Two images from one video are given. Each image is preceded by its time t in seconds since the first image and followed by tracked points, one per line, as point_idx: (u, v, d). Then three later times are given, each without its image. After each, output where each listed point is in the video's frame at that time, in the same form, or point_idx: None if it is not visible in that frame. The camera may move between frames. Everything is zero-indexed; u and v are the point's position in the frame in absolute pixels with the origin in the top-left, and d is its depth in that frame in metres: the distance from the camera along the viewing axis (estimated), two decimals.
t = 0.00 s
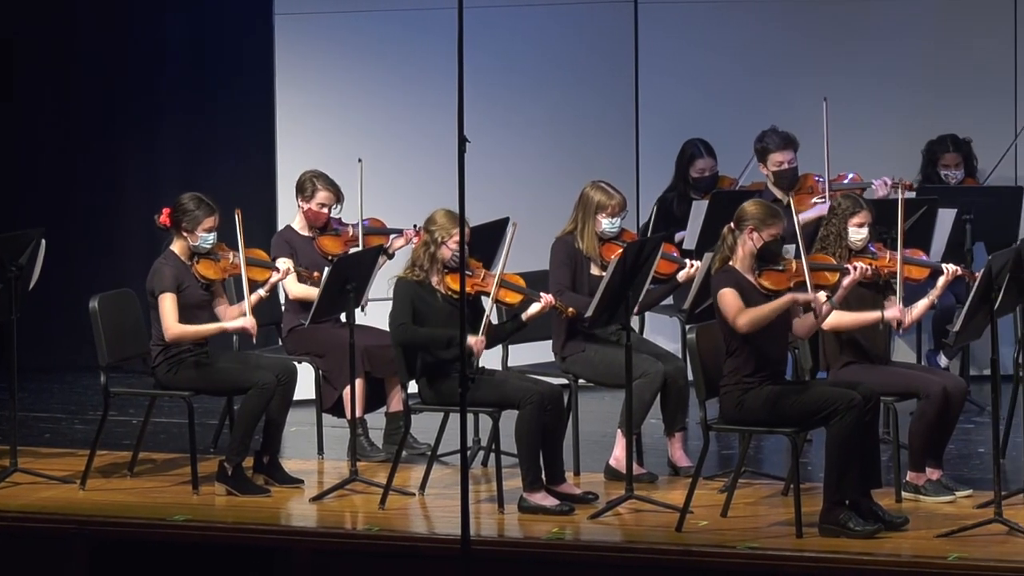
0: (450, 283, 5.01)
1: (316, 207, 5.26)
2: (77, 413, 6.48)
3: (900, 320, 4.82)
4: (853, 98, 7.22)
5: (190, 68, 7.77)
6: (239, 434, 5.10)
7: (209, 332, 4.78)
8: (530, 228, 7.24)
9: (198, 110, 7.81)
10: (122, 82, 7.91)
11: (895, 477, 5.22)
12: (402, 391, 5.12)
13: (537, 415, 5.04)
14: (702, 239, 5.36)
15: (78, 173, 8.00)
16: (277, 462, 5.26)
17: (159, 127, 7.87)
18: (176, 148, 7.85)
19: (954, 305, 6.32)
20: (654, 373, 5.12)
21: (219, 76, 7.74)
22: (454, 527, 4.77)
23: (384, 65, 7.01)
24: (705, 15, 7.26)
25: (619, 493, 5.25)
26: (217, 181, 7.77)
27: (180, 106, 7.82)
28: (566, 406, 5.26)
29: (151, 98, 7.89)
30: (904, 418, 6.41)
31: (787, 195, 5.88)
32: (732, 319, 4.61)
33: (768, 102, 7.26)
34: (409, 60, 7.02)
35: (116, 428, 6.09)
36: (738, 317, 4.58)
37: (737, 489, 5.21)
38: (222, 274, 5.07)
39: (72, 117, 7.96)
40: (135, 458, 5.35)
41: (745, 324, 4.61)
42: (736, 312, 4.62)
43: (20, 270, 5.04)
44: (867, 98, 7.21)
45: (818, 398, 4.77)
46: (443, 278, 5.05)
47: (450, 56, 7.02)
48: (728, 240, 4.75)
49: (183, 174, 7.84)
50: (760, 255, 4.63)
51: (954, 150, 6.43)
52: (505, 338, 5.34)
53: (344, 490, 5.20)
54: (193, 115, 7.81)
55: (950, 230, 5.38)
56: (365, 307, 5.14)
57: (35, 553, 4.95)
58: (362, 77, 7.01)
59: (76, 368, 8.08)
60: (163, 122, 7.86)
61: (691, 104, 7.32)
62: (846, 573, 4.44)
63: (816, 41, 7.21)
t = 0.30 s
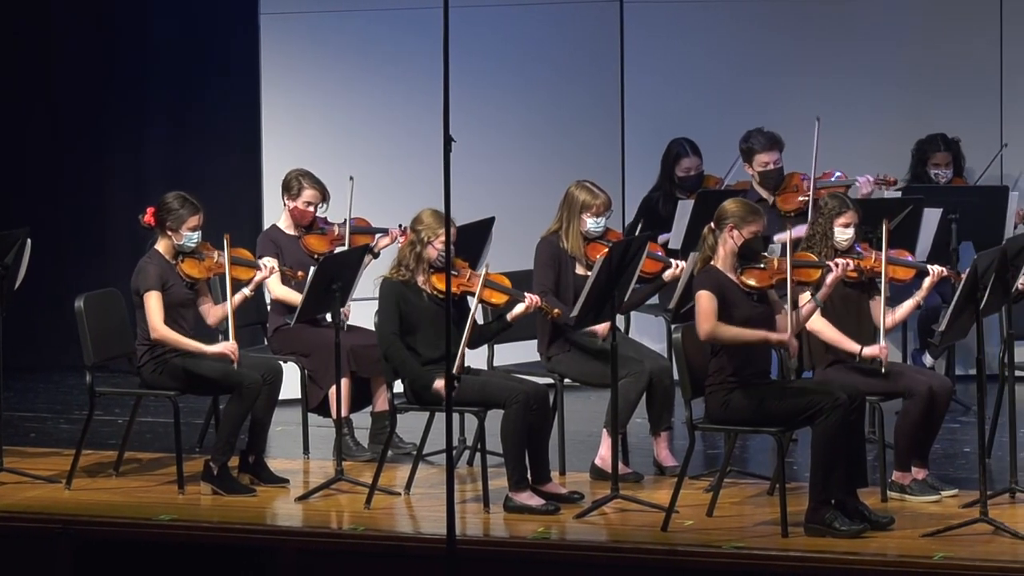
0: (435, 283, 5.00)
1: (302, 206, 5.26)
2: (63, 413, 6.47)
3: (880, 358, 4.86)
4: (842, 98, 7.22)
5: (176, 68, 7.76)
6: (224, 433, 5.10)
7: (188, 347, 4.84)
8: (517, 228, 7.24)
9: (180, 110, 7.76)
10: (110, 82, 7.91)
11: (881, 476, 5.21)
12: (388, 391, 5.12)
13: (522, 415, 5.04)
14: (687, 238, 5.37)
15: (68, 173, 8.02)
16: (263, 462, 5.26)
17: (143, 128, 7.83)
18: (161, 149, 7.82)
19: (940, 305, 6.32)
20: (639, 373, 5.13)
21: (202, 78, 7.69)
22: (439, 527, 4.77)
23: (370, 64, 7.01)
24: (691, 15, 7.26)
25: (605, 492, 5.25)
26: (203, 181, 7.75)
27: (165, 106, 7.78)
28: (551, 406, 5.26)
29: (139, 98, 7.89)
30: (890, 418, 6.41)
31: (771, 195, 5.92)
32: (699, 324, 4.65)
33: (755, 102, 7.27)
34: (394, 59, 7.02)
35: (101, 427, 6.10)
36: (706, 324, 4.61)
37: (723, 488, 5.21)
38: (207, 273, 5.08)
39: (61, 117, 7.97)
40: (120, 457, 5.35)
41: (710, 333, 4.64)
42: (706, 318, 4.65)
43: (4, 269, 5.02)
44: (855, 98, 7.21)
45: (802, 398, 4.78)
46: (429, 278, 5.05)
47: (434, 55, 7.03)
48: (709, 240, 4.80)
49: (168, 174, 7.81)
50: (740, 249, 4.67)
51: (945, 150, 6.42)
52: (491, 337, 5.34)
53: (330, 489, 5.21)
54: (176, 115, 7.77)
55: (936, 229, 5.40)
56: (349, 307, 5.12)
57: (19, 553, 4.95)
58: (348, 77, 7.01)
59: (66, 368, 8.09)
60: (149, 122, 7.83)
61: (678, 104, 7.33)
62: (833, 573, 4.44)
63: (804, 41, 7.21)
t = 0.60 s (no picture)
0: (421, 283, 5.02)
1: (288, 205, 5.27)
2: (49, 413, 6.47)
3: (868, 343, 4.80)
4: (830, 98, 7.23)
5: (161, 68, 7.78)
6: (210, 432, 5.10)
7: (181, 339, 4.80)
8: (503, 228, 7.22)
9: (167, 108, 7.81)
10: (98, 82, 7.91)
11: (867, 476, 5.21)
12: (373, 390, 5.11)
13: (508, 414, 5.04)
14: (672, 238, 5.39)
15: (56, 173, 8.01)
16: (248, 461, 5.26)
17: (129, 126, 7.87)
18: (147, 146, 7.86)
19: (926, 304, 6.32)
20: (625, 372, 5.13)
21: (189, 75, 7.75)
22: (425, 526, 4.77)
23: (357, 64, 7.01)
24: (676, 15, 7.28)
25: (591, 492, 5.25)
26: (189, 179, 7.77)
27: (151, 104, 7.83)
28: (537, 406, 5.25)
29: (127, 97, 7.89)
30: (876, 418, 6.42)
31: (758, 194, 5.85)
32: (690, 330, 4.65)
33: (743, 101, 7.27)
34: (380, 59, 7.03)
35: (86, 426, 6.10)
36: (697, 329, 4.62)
37: (709, 487, 5.21)
38: (194, 271, 5.07)
39: (49, 117, 7.97)
40: (106, 457, 5.35)
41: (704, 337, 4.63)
42: (696, 322, 4.66)
43: None
44: (843, 98, 7.23)
45: (789, 396, 4.78)
46: (414, 278, 5.05)
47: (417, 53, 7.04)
48: (693, 240, 4.80)
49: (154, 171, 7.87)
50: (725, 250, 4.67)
51: (933, 149, 6.45)
52: (477, 337, 5.34)
53: (315, 489, 5.21)
54: (164, 114, 7.82)
55: (921, 228, 5.37)
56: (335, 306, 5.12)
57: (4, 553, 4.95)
58: (334, 77, 7.01)
59: (55, 368, 8.09)
60: (136, 121, 7.86)
61: (661, 104, 7.34)
62: (819, 573, 4.44)
63: (791, 41, 7.22)
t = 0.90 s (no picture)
0: (405, 284, 5.00)
1: (273, 205, 5.27)
2: (34, 413, 6.46)
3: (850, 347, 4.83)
4: (817, 97, 7.23)
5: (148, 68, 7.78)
6: (195, 432, 5.10)
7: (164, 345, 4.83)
8: (490, 227, 7.28)
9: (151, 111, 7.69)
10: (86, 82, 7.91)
11: (852, 475, 5.21)
12: (359, 390, 5.11)
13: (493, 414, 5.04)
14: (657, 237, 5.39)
15: (44, 173, 8.02)
16: (234, 461, 5.26)
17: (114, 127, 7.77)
18: (131, 151, 7.75)
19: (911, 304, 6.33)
20: (610, 371, 5.12)
21: (174, 77, 7.61)
22: (411, 525, 4.77)
23: (342, 63, 7.02)
24: (663, 15, 7.28)
25: (576, 491, 5.25)
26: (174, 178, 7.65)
27: (135, 106, 7.73)
28: (523, 405, 5.25)
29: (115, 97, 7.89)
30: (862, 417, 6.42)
31: (743, 194, 5.87)
32: (674, 328, 4.67)
33: (730, 101, 7.28)
34: (367, 58, 7.03)
35: (72, 426, 6.10)
36: (680, 328, 4.65)
37: (694, 487, 5.21)
38: (178, 272, 5.07)
39: (36, 116, 7.97)
40: (91, 456, 5.35)
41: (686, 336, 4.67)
42: (680, 321, 4.68)
43: None
44: (831, 98, 7.23)
45: (773, 396, 4.78)
46: (398, 279, 5.03)
47: (403, 54, 7.06)
48: (679, 240, 4.81)
49: (138, 175, 7.75)
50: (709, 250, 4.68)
51: (917, 148, 6.47)
52: (462, 337, 5.34)
53: (300, 488, 5.20)
54: (146, 116, 7.71)
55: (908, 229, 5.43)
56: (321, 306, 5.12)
57: None
58: (320, 77, 7.02)
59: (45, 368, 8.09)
60: (120, 122, 7.78)
61: (648, 104, 7.34)
62: (805, 571, 4.44)
63: (778, 41, 7.22)
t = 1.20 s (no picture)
0: (391, 284, 5.00)
1: (258, 203, 5.30)
2: (21, 414, 6.45)
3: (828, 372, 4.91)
4: (804, 97, 7.24)
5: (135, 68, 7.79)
6: (180, 431, 5.10)
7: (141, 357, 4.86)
8: (477, 226, 7.29)
9: (136, 110, 7.67)
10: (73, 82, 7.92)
11: (838, 475, 5.21)
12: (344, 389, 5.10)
13: (478, 414, 5.03)
14: (643, 236, 5.36)
15: (32, 173, 8.02)
16: (219, 460, 5.26)
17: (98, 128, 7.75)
18: (116, 151, 7.73)
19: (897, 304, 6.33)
20: (596, 370, 5.13)
21: (159, 78, 7.58)
22: (396, 525, 4.76)
23: (328, 63, 7.03)
24: (648, 14, 7.28)
25: (561, 491, 5.24)
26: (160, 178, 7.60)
27: (119, 106, 7.70)
28: (507, 405, 5.23)
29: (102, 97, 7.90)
30: (848, 417, 6.43)
31: (728, 195, 5.88)
32: (657, 328, 4.70)
33: (718, 101, 7.28)
34: (352, 59, 7.04)
35: (57, 426, 6.11)
36: (664, 330, 4.67)
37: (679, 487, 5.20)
38: (163, 274, 5.08)
39: (24, 116, 7.97)
40: (76, 456, 5.35)
41: (668, 339, 4.70)
42: (664, 321, 4.70)
43: None
44: (819, 98, 7.23)
45: (758, 395, 4.79)
46: (384, 278, 5.03)
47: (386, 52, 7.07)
48: (663, 239, 4.83)
49: (122, 176, 7.74)
50: (695, 248, 4.69)
51: (897, 147, 6.42)
52: (446, 337, 5.33)
53: (285, 488, 5.20)
54: (131, 116, 7.68)
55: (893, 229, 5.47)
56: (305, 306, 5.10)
57: None
58: (305, 77, 7.02)
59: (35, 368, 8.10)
60: (104, 122, 7.75)
61: (635, 104, 7.34)
62: (790, 570, 4.43)
63: (764, 40, 7.22)
